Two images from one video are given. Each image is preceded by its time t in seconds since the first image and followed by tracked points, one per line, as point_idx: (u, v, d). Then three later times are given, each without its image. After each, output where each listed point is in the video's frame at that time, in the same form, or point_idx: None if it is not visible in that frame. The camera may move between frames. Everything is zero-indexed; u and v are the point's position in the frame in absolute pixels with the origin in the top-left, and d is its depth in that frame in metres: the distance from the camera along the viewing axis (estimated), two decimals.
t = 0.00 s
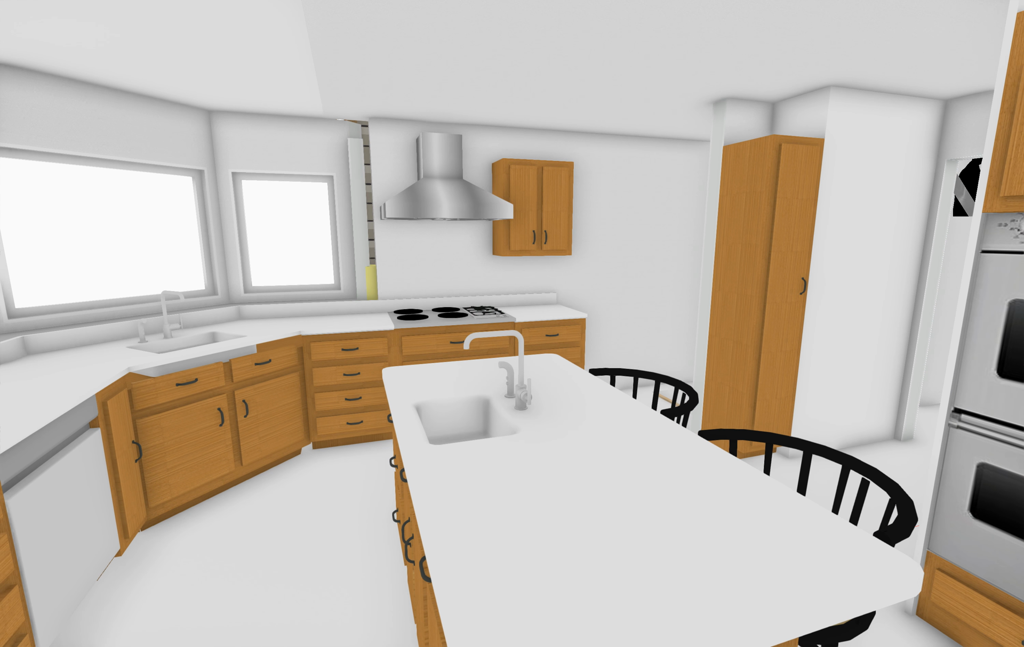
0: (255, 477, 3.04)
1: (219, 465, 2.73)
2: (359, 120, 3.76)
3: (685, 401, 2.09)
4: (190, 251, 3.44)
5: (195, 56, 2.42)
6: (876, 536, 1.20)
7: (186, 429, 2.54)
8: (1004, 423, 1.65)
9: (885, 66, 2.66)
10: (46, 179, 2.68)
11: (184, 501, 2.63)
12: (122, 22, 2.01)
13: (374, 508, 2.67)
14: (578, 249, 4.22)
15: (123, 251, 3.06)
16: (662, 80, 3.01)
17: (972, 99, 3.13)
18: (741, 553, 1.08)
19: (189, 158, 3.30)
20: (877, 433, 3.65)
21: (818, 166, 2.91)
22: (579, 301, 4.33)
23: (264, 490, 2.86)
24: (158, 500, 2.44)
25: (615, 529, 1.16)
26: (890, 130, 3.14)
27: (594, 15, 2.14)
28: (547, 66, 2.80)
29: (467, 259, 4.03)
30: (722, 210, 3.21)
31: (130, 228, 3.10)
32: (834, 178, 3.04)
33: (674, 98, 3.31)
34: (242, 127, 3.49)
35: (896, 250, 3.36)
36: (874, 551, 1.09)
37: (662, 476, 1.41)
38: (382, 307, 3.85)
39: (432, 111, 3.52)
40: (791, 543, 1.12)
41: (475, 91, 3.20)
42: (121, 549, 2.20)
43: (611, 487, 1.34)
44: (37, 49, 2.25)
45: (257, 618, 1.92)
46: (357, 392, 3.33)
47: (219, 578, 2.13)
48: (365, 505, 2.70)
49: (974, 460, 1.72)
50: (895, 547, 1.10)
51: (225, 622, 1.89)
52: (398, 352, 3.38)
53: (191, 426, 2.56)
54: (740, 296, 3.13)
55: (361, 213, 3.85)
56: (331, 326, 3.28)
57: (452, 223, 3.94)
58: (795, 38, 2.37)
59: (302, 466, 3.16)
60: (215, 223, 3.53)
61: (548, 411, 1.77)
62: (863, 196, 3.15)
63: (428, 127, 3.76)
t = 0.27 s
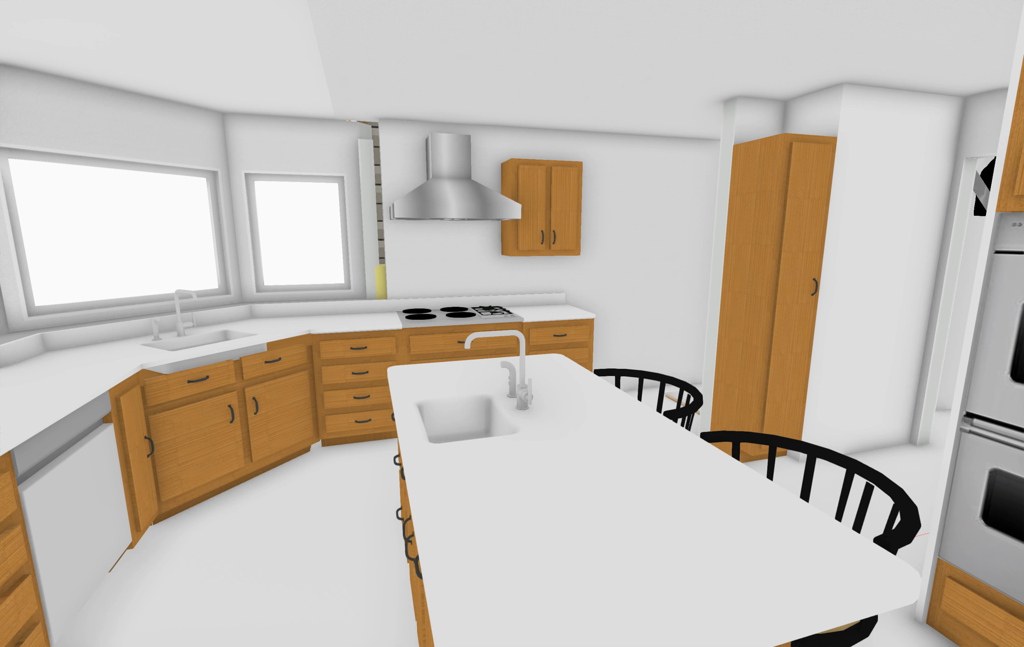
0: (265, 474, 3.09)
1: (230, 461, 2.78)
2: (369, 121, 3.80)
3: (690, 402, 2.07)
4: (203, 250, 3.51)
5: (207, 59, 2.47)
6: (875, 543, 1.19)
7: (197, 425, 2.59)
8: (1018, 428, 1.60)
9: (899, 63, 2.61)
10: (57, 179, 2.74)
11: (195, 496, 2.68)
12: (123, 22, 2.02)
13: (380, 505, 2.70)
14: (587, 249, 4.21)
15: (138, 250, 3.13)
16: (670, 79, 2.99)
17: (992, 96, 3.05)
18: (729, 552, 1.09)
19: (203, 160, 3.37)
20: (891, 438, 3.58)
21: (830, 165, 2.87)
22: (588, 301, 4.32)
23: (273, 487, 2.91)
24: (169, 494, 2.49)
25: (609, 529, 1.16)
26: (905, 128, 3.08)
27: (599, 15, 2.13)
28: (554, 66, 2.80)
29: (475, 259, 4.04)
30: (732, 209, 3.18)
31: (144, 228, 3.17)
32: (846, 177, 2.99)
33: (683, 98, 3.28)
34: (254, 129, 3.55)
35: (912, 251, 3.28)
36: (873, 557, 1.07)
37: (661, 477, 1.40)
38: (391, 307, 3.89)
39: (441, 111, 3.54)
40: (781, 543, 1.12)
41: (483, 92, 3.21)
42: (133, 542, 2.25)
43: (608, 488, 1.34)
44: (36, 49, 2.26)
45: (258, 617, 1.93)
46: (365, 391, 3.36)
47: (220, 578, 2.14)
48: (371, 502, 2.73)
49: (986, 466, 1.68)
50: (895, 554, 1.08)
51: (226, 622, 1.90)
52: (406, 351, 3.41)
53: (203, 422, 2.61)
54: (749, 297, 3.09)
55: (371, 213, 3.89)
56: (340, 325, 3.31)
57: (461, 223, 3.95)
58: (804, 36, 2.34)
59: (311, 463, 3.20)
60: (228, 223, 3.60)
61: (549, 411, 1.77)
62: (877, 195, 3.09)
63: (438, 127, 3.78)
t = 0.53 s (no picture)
0: (274, 470, 3.13)
1: (239, 458, 2.82)
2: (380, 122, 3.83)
3: (694, 403, 2.06)
4: (217, 250, 3.57)
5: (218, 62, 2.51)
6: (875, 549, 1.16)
7: (208, 421, 2.64)
8: None
9: (914, 60, 2.56)
10: (71, 180, 2.80)
11: (205, 492, 2.73)
12: (124, 22, 2.02)
13: (386, 503, 2.72)
14: (596, 250, 4.19)
15: (153, 250, 3.20)
16: (679, 78, 2.97)
17: (1012, 92, 2.97)
18: (724, 553, 1.08)
19: (216, 161, 3.44)
20: (907, 442, 3.50)
21: (843, 164, 2.82)
22: (597, 301, 4.30)
23: (283, 483, 2.96)
24: (181, 489, 2.55)
25: (604, 529, 1.15)
26: (922, 125, 3.01)
27: (604, 13, 2.12)
28: (560, 66, 2.79)
29: (484, 259, 4.06)
30: (742, 209, 3.14)
31: (159, 228, 3.24)
32: (860, 176, 2.93)
33: (693, 97, 3.26)
34: (267, 131, 3.62)
35: (929, 251, 3.21)
36: (870, 562, 1.06)
37: (658, 477, 1.40)
38: (400, 306, 3.91)
39: (450, 112, 3.56)
40: (778, 546, 1.11)
41: (490, 93, 3.23)
42: (145, 535, 2.31)
43: (605, 487, 1.34)
44: (39, 49, 2.28)
45: (257, 617, 1.90)
46: (374, 390, 3.39)
47: (219, 579, 2.11)
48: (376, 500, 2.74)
49: (999, 472, 1.63)
50: (893, 559, 1.07)
51: (225, 623, 1.87)
52: (414, 351, 3.44)
53: (213, 419, 2.66)
54: (759, 297, 3.05)
55: (381, 213, 3.92)
56: (349, 324, 3.35)
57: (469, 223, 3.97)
58: (814, 33, 2.31)
59: (320, 460, 3.25)
60: (241, 223, 3.66)
61: (551, 412, 1.77)
62: (892, 195, 3.03)
63: (447, 128, 3.80)
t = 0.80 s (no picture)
0: (283, 467, 3.18)
1: (249, 454, 2.87)
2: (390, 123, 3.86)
3: (699, 404, 2.05)
4: (230, 250, 3.64)
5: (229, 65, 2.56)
6: (875, 556, 1.14)
7: (219, 418, 2.69)
8: None
9: (928, 57, 2.50)
10: (86, 181, 2.86)
11: (216, 487, 2.78)
12: (125, 22, 2.03)
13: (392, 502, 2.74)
14: (605, 250, 4.17)
15: (167, 249, 3.27)
16: (687, 78, 2.95)
17: None
18: (717, 555, 1.07)
19: (230, 162, 3.50)
20: (922, 447, 3.43)
21: (856, 162, 2.76)
22: (606, 301, 4.28)
23: (291, 479, 3.00)
24: (192, 484, 2.60)
25: (598, 530, 1.15)
26: (939, 122, 2.94)
27: (608, 12, 2.10)
28: (567, 66, 2.79)
29: (493, 259, 4.07)
30: (752, 208, 3.10)
31: (173, 228, 3.31)
32: (873, 175, 2.88)
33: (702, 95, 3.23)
34: (279, 132, 3.67)
35: (946, 252, 3.14)
36: (866, 567, 1.04)
37: (654, 475, 1.40)
38: (409, 306, 3.94)
39: (459, 113, 3.58)
40: (773, 548, 1.10)
41: (498, 93, 3.24)
42: (156, 528, 2.36)
43: (602, 486, 1.34)
44: (34, 48, 2.27)
45: (257, 617, 1.90)
46: (382, 388, 3.43)
47: (217, 580, 2.10)
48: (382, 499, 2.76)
49: (1012, 478, 1.59)
50: (891, 565, 1.05)
51: (225, 623, 1.87)
52: (422, 350, 3.46)
53: (224, 415, 2.71)
54: (769, 298, 3.01)
55: (391, 214, 3.95)
56: (359, 323, 3.39)
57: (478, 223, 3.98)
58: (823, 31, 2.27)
59: (329, 458, 3.29)
60: (254, 223, 3.72)
61: (552, 412, 1.77)
62: (908, 194, 2.97)
63: (456, 128, 3.82)
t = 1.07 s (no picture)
0: (292, 464, 3.22)
1: (259, 450, 2.92)
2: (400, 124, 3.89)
3: (703, 406, 2.03)
4: (242, 249, 3.69)
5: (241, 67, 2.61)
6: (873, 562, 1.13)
7: (229, 414, 2.74)
8: None
9: (944, 53, 2.44)
10: (103, 182, 2.93)
11: (226, 482, 2.83)
12: (127, 20, 2.04)
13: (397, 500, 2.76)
14: (614, 250, 4.15)
15: (182, 248, 3.34)
16: (696, 76, 2.92)
17: None
18: (712, 556, 1.07)
19: (243, 163, 3.56)
20: (938, 452, 3.35)
21: (869, 161, 2.71)
22: (615, 302, 4.26)
23: (300, 476, 3.04)
24: (203, 479, 2.65)
25: (589, 525, 1.16)
26: (957, 119, 2.87)
27: (613, 11, 2.09)
28: (574, 66, 2.79)
29: (501, 259, 4.07)
30: (763, 208, 3.06)
31: (188, 228, 3.38)
32: (887, 174, 2.82)
33: (712, 94, 3.20)
34: (291, 134, 3.73)
35: (964, 252, 3.06)
36: (861, 572, 1.02)
37: (652, 476, 1.40)
38: (418, 305, 3.96)
39: (468, 113, 3.59)
40: (770, 551, 1.09)
41: (506, 93, 3.24)
42: (167, 521, 2.41)
43: (599, 486, 1.34)
44: (35, 48, 2.28)
45: (257, 617, 1.91)
46: (390, 387, 3.45)
47: (217, 579, 2.12)
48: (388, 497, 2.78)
49: None
50: (890, 570, 1.03)
51: (225, 623, 1.87)
52: (430, 349, 3.48)
53: (234, 412, 2.75)
54: (780, 299, 2.96)
55: (400, 214, 3.98)
56: (368, 323, 3.42)
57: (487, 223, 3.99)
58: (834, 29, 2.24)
59: (337, 455, 3.32)
60: (266, 223, 3.77)
61: (553, 412, 1.77)
62: (924, 193, 2.90)
63: (465, 129, 3.83)
